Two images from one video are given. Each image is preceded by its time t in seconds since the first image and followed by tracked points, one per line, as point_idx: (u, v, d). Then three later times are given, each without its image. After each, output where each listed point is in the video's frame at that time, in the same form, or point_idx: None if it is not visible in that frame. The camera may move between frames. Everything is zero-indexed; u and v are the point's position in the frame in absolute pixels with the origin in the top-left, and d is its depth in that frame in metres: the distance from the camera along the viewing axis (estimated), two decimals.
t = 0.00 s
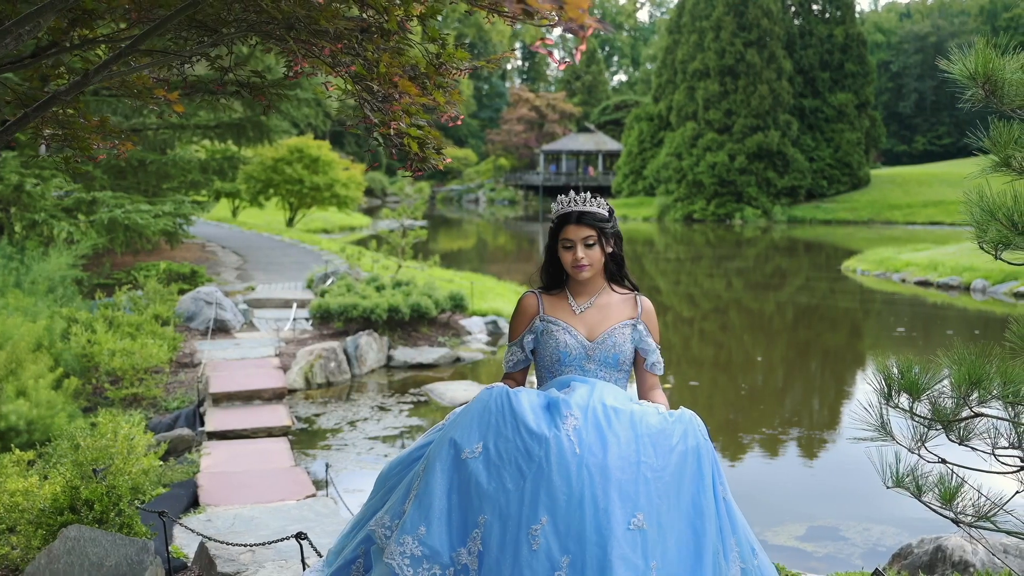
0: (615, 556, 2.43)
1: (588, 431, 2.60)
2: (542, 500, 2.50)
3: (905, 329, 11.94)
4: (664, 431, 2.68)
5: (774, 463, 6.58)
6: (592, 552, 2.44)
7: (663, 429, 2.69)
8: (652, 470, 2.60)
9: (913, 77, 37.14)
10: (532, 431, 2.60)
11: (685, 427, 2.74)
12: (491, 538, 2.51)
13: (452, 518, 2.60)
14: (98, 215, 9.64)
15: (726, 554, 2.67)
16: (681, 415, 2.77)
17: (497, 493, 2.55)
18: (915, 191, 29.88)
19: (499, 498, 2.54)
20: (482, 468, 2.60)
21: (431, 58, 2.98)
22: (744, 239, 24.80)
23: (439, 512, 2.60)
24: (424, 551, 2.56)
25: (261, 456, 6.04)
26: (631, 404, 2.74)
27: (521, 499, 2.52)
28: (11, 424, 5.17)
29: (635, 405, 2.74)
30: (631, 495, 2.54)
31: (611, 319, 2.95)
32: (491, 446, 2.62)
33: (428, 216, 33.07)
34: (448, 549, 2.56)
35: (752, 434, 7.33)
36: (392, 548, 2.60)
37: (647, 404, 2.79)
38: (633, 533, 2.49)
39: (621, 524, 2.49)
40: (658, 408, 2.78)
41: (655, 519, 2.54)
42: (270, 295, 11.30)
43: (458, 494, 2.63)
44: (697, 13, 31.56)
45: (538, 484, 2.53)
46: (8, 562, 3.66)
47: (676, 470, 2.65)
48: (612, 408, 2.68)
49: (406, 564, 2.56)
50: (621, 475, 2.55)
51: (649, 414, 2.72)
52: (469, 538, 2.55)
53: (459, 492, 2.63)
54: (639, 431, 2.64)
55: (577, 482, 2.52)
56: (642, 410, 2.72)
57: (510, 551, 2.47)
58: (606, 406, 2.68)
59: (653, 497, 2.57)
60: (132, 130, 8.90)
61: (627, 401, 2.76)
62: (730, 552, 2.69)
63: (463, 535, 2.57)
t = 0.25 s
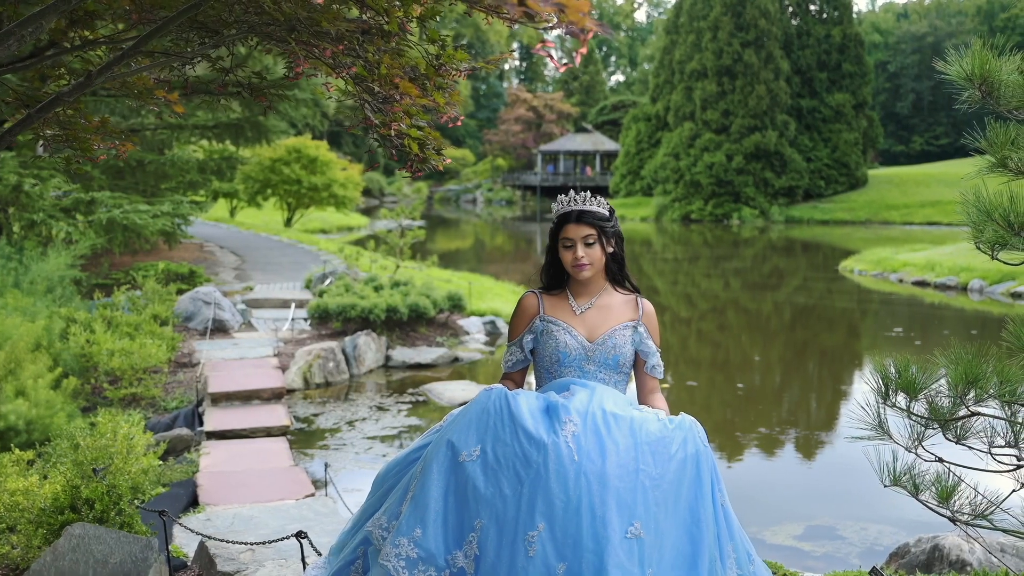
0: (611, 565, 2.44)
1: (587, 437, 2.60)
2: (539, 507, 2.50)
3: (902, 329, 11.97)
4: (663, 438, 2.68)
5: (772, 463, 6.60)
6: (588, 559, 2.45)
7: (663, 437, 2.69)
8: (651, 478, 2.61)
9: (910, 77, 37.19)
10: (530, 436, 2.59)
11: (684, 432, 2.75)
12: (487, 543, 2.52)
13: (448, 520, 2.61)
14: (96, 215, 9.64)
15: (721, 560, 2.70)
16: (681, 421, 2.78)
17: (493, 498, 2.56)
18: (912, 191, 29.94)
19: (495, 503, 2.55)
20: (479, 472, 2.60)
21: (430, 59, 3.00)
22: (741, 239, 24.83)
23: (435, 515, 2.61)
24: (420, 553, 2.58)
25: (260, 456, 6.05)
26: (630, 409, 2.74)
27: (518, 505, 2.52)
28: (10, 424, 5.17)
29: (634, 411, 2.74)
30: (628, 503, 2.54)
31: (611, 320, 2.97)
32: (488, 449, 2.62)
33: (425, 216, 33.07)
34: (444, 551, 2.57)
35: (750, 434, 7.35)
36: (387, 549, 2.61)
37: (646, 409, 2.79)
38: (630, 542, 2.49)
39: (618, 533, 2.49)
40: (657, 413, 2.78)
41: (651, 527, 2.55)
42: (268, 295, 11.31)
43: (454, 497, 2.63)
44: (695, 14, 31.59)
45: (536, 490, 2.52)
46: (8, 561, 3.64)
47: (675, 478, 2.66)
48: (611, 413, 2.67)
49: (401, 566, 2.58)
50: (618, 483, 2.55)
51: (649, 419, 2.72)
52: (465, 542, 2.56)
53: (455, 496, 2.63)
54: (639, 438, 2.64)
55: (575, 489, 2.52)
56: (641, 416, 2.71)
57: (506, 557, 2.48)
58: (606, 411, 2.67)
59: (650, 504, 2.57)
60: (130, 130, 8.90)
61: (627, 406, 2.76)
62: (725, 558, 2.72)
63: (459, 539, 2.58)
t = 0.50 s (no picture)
0: (611, 566, 2.45)
1: (588, 437, 2.61)
2: (539, 507, 2.51)
3: (900, 329, 12.00)
4: (664, 439, 2.70)
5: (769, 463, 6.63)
6: (588, 560, 2.47)
7: (665, 438, 2.70)
8: (652, 479, 2.62)
9: (908, 78, 37.26)
10: (531, 436, 2.60)
11: (685, 434, 2.77)
12: (486, 542, 2.53)
13: (446, 519, 2.62)
14: (95, 215, 9.65)
15: (720, 562, 2.72)
16: (682, 422, 2.80)
17: (493, 498, 2.57)
18: (909, 192, 29.99)
19: (495, 502, 2.56)
20: (479, 471, 2.61)
21: (430, 60, 3.00)
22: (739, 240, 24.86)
23: (433, 513, 2.62)
24: (417, 551, 2.60)
25: (258, 456, 6.05)
26: (631, 410, 2.75)
27: (518, 505, 2.53)
28: (9, 424, 5.17)
29: (636, 412, 2.75)
30: (629, 505, 2.55)
31: (612, 321, 2.99)
32: (488, 448, 2.63)
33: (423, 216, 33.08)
34: (442, 550, 2.59)
35: (748, 434, 7.37)
36: (385, 547, 2.62)
37: (647, 410, 2.81)
38: (630, 543, 2.50)
39: (619, 534, 2.50)
40: (658, 413, 2.80)
41: (651, 529, 2.56)
42: (266, 295, 11.32)
43: (453, 496, 2.64)
44: (692, 14, 31.63)
45: (536, 490, 2.54)
46: (8, 560, 3.66)
47: (675, 479, 2.68)
48: (612, 413, 2.69)
49: (399, 564, 2.59)
50: (620, 485, 2.56)
51: (650, 421, 2.73)
52: (464, 541, 2.57)
53: (454, 495, 2.65)
54: (640, 439, 2.65)
55: (575, 490, 2.53)
56: (643, 417, 2.73)
57: (505, 557, 2.49)
58: (607, 411, 2.68)
59: (651, 505, 2.59)
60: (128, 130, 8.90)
61: (628, 407, 2.78)
62: (724, 560, 2.73)
63: (457, 538, 2.60)
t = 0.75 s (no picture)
0: (617, 565, 2.46)
1: (593, 436, 2.63)
2: (544, 507, 2.52)
3: (897, 329, 12.04)
4: (668, 439, 2.72)
5: (766, 463, 6.64)
6: (594, 560, 2.47)
7: (669, 438, 2.73)
8: (657, 479, 2.65)
9: (905, 78, 37.33)
10: (535, 435, 2.62)
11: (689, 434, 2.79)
12: (490, 542, 2.54)
13: (448, 520, 2.64)
14: (93, 215, 9.66)
15: (722, 562, 2.74)
16: (685, 422, 2.83)
17: (496, 497, 2.58)
18: (906, 192, 30.04)
19: (498, 502, 2.57)
20: (482, 470, 2.62)
21: (431, 61, 3.02)
22: (737, 240, 24.90)
23: (435, 514, 2.63)
24: (419, 552, 2.61)
25: (257, 455, 6.06)
26: (635, 409, 2.77)
27: (521, 505, 2.55)
28: (8, 423, 5.17)
29: (639, 412, 2.78)
30: (634, 504, 2.57)
31: (613, 320, 3.01)
32: (491, 448, 2.65)
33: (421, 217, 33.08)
34: (444, 552, 2.60)
35: (745, 434, 7.38)
36: (386, 548, 2.63)
37: (650, 410, 2.83)
38: (636, 543, 2.52)
39: (624, 533, 2.51)
40: (662, 414, 2.82)
41: (655, 529, 2.58)
42: (264, 295, 11.32)
43: (455, 497, 2.66)
44: (690, 15, 31.67)
45: (541, 489, 2.55)
46: (8, 558, 3.68)
47: (680, 479, 2.70)
48: (616, 413, 2.71)
49: (400, 566, 2.61)
50: (625, 484, 2.58)
51: (654, 421, 2.76)
52: (466, 542, 2.58)
53: (455, 495, 2.66)
54: (645, 439, 2.68)
55: (581, 489, 2.54)
56: (646, 417, 2.75)
57: (509, 556, 2.51)
58: (610, 412, 2.71)
59: (655, 505, 2.61)
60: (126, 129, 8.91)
61: (632, 407, 2.80)
62: (726, 560, 2.75)
63: (459, 538, 2.61)
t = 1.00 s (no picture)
0: (623, 564, 2.48)
1: (598, 435, 2.64)
2: (549, 507, 2.54)
3: (894, 328, 12.07)
4: (674, 438, 2.73)
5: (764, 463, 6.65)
6: (599, 560, 2.50)
7: (674, 436, 2.74)
8: (662, 477, 2.65)
9: (902, 78, 37.38)
10: (540, 435, 2.63)
11: (694, 432, 2.80)
12: (495, 543, 2.56)
13: (453, 520, 2.65)
14: (92, 215, 9.67)
15: (727, 560, 2.75)
16: (690, 421, 2.83)
17: (502, 498, 2.59)
18: (904, 192, 30.09)
19: (503, 503, 2.58)
20: (486, 471, 2.63)
21: (431, 62, 3.02)
22: (734, 240, 24.93)
23: (440, 515, 2.65)
24: (423, 554, 2.62)
25: (257, 454, 6.08)
26: (640, 408, 2.78)
27: (527, 505, 2.56)
28: (7, 423, 5.18)
29: (644, 411, 2.78)
30: (640, 503, 2.58)
31: (614, 319, 3.02)
32: (495, 448, 2.65)
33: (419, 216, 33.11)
34: (449, 553, 2.62)
35: (743, 434, 7.40)
36: (391, 550, 2.65)
37: (655, 408, 2.84)
38: (642, 541, 2.53)
39: (630, 532, 2.53)
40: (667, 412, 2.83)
41: (661, 527, 2.59)
42: (263, 295, 11.33)
43: (460, 498, 2.67)
44: (688, 15, 31.69)
45: (546, 490, 2.56)
46: (9, 557, 3.70)
47: (684, 478, 2.71)
48: (622, 411, 2.72)
49: (405, 567, 2.62)
50: (630, 483, 2.59)
51: (660, 420, 2.76)
52: (471, 543, 2.60)
53: (460, 496, 2.67)
54: (650, 438, 2.69)
55: (586, 489, 2.56)
56: (652, 416, 2.76)
57: (514, 557, 2.52)
58: (615, 412, 2.71)
59: (661, 504, 2.62)
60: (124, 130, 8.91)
61: (637, 405, 2.81)
62: (731, 558, 2.77)
63: (464, 539, 2.62)
